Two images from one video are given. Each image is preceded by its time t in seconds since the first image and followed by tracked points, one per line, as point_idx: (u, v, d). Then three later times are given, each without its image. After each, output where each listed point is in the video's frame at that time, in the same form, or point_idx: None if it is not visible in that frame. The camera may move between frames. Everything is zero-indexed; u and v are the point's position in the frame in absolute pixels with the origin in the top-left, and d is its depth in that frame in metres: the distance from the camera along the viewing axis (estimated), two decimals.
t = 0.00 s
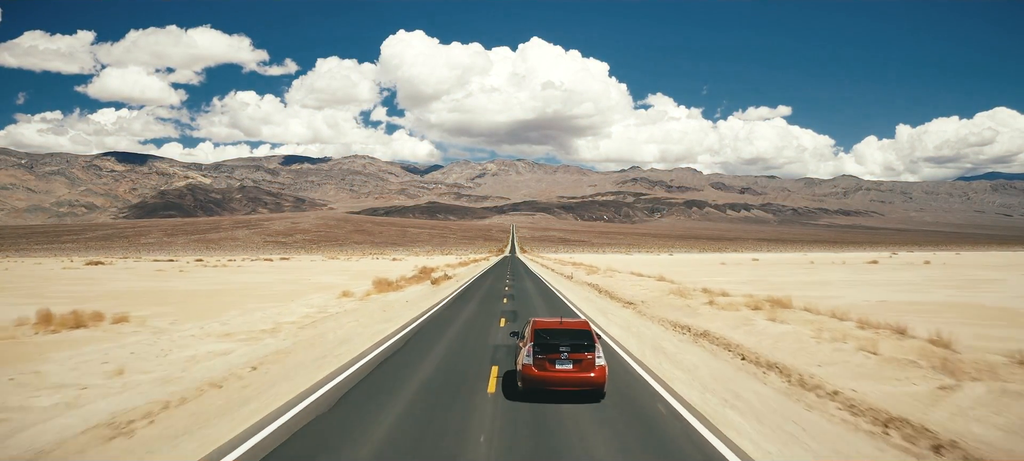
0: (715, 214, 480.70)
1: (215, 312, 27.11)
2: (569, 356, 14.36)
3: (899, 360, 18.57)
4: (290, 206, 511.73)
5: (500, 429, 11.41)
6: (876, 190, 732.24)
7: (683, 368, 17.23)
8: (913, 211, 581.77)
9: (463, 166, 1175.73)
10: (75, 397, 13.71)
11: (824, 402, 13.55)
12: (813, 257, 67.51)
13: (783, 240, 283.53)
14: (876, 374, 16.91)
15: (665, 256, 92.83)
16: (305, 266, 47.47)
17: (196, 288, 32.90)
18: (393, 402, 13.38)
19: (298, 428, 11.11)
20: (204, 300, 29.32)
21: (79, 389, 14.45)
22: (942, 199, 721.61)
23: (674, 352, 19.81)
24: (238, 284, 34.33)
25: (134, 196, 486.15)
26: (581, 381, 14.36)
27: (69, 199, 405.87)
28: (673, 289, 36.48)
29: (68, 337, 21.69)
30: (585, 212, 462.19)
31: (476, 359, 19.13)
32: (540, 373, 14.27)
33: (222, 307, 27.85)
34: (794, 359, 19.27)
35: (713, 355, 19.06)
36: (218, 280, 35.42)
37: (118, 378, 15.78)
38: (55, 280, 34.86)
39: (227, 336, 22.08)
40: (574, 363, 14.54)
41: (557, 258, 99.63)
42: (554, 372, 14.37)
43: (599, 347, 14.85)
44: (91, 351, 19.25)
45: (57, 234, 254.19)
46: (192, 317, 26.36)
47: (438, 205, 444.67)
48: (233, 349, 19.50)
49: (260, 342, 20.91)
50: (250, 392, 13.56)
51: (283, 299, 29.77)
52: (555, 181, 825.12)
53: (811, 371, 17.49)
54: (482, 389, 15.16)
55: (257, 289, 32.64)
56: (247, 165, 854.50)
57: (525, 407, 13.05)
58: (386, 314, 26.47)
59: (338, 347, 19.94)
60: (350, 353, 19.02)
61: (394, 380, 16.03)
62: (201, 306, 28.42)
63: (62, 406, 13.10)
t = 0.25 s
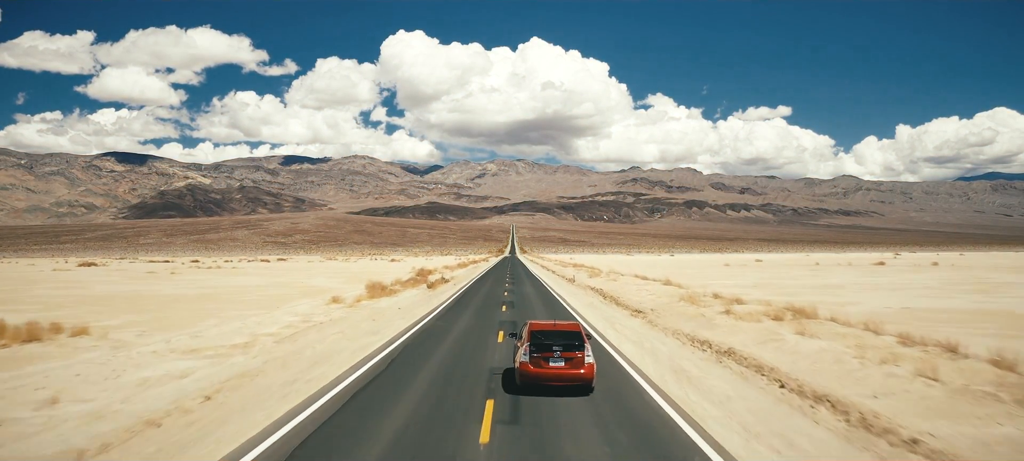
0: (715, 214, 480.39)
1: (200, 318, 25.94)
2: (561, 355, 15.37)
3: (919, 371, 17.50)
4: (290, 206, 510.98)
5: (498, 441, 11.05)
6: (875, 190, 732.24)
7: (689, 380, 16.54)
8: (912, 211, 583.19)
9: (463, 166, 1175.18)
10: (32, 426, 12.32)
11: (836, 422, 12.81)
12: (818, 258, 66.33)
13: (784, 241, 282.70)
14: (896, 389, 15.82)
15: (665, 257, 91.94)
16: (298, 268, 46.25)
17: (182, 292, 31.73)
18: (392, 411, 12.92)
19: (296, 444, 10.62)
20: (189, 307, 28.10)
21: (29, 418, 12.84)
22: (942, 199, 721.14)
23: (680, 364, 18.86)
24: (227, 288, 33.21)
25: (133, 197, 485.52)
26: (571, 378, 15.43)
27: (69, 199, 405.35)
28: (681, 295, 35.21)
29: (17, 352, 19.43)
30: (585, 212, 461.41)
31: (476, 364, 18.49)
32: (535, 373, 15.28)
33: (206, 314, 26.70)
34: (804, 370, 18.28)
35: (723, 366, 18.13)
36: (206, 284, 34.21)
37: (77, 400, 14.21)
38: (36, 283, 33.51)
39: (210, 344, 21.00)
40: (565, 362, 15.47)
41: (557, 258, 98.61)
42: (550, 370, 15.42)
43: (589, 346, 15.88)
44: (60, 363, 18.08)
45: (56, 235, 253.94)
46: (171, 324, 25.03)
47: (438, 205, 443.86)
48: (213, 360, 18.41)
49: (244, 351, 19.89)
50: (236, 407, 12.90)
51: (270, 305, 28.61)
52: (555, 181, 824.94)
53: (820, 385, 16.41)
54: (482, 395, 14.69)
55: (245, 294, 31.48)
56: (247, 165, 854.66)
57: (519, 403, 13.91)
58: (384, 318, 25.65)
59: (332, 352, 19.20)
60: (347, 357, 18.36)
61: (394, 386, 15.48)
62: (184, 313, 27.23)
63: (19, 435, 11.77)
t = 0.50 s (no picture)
0: (715, 214, 479.95)
1: (181, 325, 24.91)
2: (553, 358, 16.60)
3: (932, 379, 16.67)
4: (289, 206, 510.21)
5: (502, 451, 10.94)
6: (875, 190, 732.06)
7: (692, 389, 16.03)
8: (912, 211, 582.98)
9: (463, 166, 1174.08)
10: None
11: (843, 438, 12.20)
12: (821, 260, 65.31)
13: (785, 241, 281.78)
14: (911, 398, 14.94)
15: (666, 258, 90.92)
16: (292, 270, 45.27)
17: (167, 297, 30.70)
18: (395, 422, 12.63)
19: (297, 456, 10.39)
20: (171, 311, 26.97)
21: None
22: (942, 199, 720.32)
23: (682, 374, 18.09)
24: (216, 292, 32.23)
25: (133, 197, 484.91)
26: (564, 376, 16.63)
27: (69, 199, 404.64)
28: (686, 300, 34.09)
29: None
30: (585, 212, 460.49)
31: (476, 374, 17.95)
32: (531, 371, 16.49)
33: (188, 320, 25.65)
34: (810, 378, 17.47)
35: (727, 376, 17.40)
36: (193, 288, 33.16)
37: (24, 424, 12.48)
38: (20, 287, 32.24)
39: (193, 351, 20.07)
40: (558, 361, 16.66)
41: (558, 259, 97.54)
42: (547, 369, 16.57)
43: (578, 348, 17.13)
44: (14, 377, 16.36)
45: (55, 235, 253.25)
46: (148, 330, 23.90)
47: (437, 206, 442.91)
48: (190, 370, 17.50)
49: (226, 358, 18.97)
50: (222, 418, 12.41)
51: (258, 310, 27.63)
52: (555, 182, 824.76)
53: (826, 396, 15.61)
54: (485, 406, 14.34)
55: (233, 298, 30.49)
56: (247, 165, 854.30)
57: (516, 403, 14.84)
58: (381, 323, 24.95)
59: (328, 359, 18.55)
60: (345, 365, 17.82)
61: (396, 396, 15.11)
62: (164, 318, 26.18)
63: None
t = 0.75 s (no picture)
0: (715, 214, 479.29)
1: (160, 330, 23.98)
2: (547, 357, 17.05)
3: (948, 398, 15.49)
4: (289, 206, 509.38)
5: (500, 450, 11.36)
6: (875, 190, 731.83)
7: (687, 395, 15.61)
8: (912, 211, 582.83)
9: (462, 166, 1173.36)
10: None
11: (845, 456, 11.42)
12: (822, 261, 64.43)
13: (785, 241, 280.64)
14: (916, 420, 13.94)
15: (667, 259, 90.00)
16: (286, 271, 44.53)
17: (148, 303, 29.60)
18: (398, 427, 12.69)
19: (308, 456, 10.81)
20: (149, 318, 25.94)
21: None
22: (942, 199, 719.27)
23: (688, 387, 16.50)
24: (200, 298, 31.19)
25: (133, 197, 484.03)
26: (561, 374, 17.00)
27: (68, 199, 403.86)
28: (688, 304, 32.65)
29: None
30: (585, 212, 459.51)
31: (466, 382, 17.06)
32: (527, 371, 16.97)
33: (168, 327, 24.61)
34: (816, 394, 16.47)
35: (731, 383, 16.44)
36: (178, 292, 32.21)
37: None
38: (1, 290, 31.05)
39: (164, 364, 18.98)
40: (552, 360, 17.08)
41: (559, 260, 96.34)
42: (540, 367, 17.06)
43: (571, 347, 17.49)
44: None
45: (54, 235, 252.47)
46: (122, 336, 22.89)
47: (437, 206, 441.84)
48: (160, 382, 16.44)
49: (199, 371, 17.87)
50: (232, 422, 12.62)
51: (240, 317, 26.60)
52: (555, 182, 824.28)
53: (859, 424, 13.75)
54: (481, 407, 14.31)
55: (216, 305, 29.44)
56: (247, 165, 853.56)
57: (515, 400, 15.30)
58: (370, 331, 23.74)
59: (313, 370, 17.41)
60: (340, 374, 17.22)
61: (392, 407, 14.54)
62: (139, 328, 24.73)
63: None
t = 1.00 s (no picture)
0: (715, 214, 478.70)
1: (129, 341, 22.34)
2: (543, 353, 17.29)
3: (992, 417, 13.90)
4: (289, 206, 508.61)
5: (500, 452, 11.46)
6: (875, 190, 731.74)
7: (698, 413, 14.10)
8: (912, 210, 582.58)
9: (462, 166, 1172.55)
10: None
11: None
12: (830, 263, 62.88)
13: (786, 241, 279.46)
14: (958, 445, 12.38)
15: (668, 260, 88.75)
16: (277, 273, 43.00)
17: (124, 310, 27.94)
18: (394, 434, 12.34)
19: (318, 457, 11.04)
20: (121, 326, 24.34)
21: None
22: (942, 199, 718.52)
23: (709, 416, 14.00)
24: (181, 305, 29.66)
25: (133, 197, 483.34)
26: (557, 371, 17.25)
27: (68, 199, 403.36)
28: (698, 308, 30.69)
29: None
30: (585, 212, 458.56)
31: (462, 399, 15.34)
32: (524, 367, 17.18)
33: (139, 337, 23.01)
34: (850, 414, 14.62)
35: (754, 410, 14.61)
36: (159, 298, 30.66)
37: None
38: None
39: (115, 386, 16.53)
40: (548, 357, 17.33)
41: (559, 261, 95.16)
42: (536, 364, 17.25)
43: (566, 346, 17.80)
44: None
45: (53, 235, 251.57)
46: (88, 346, 21.34)
47: (437, 206, 440.86)
48: (112, 405, 14.65)
49: (149, 397, 15.36)
50: (236, 430, 12.45)
51: (217, 327, 24.94)
52: (555, 182, 823.94)
53: None
54: (472, 427, 13.07)
55: (196, 313, 27.84)
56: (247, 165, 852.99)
57: (514, 396, 15.66)
58: (356, 343, 21.80)
59: (289, 390, 15.47)
60: (341, 380, 16.77)
61: (390, 416, 13.89)
62: (108, 338, 22.92)
63: None
